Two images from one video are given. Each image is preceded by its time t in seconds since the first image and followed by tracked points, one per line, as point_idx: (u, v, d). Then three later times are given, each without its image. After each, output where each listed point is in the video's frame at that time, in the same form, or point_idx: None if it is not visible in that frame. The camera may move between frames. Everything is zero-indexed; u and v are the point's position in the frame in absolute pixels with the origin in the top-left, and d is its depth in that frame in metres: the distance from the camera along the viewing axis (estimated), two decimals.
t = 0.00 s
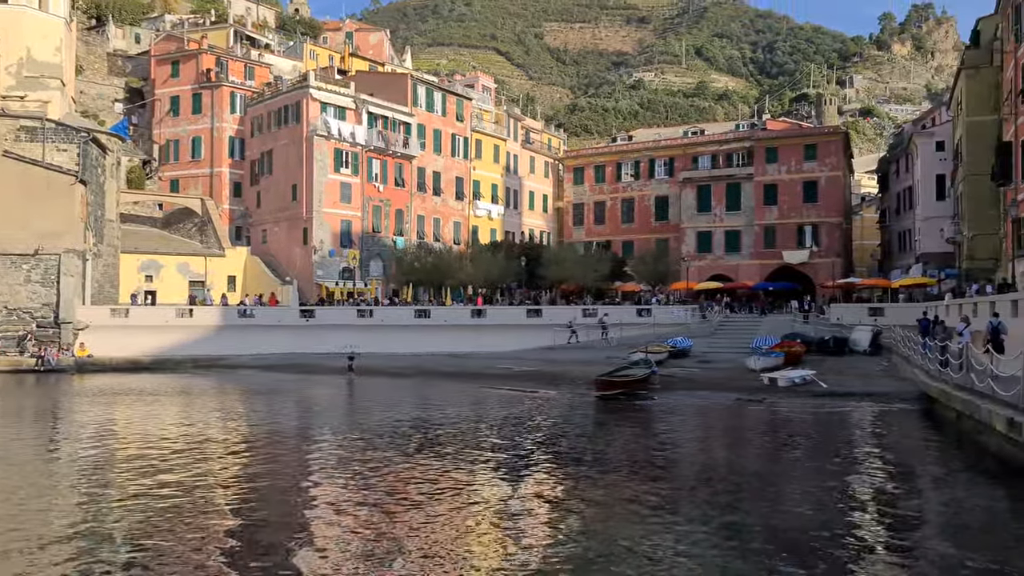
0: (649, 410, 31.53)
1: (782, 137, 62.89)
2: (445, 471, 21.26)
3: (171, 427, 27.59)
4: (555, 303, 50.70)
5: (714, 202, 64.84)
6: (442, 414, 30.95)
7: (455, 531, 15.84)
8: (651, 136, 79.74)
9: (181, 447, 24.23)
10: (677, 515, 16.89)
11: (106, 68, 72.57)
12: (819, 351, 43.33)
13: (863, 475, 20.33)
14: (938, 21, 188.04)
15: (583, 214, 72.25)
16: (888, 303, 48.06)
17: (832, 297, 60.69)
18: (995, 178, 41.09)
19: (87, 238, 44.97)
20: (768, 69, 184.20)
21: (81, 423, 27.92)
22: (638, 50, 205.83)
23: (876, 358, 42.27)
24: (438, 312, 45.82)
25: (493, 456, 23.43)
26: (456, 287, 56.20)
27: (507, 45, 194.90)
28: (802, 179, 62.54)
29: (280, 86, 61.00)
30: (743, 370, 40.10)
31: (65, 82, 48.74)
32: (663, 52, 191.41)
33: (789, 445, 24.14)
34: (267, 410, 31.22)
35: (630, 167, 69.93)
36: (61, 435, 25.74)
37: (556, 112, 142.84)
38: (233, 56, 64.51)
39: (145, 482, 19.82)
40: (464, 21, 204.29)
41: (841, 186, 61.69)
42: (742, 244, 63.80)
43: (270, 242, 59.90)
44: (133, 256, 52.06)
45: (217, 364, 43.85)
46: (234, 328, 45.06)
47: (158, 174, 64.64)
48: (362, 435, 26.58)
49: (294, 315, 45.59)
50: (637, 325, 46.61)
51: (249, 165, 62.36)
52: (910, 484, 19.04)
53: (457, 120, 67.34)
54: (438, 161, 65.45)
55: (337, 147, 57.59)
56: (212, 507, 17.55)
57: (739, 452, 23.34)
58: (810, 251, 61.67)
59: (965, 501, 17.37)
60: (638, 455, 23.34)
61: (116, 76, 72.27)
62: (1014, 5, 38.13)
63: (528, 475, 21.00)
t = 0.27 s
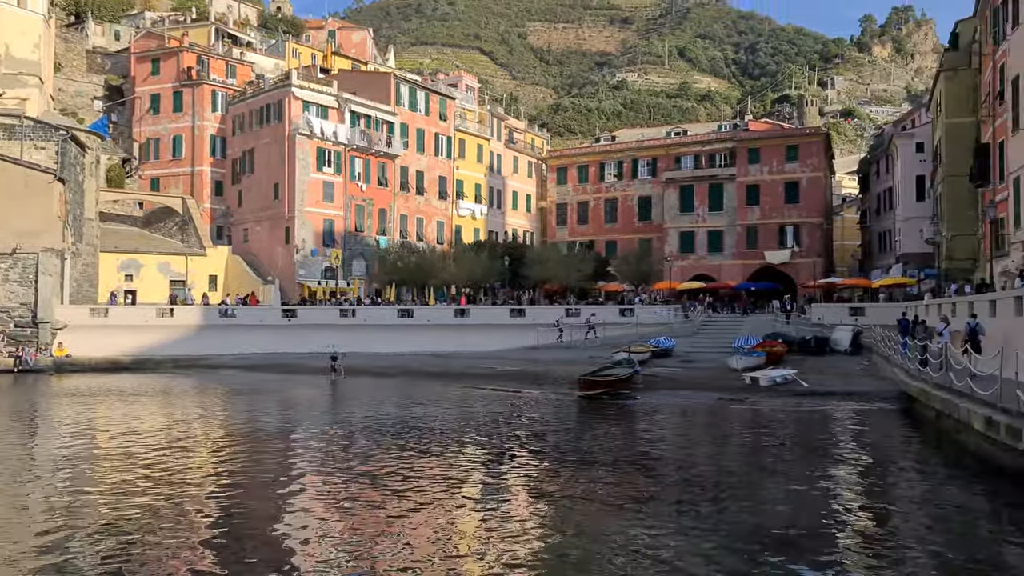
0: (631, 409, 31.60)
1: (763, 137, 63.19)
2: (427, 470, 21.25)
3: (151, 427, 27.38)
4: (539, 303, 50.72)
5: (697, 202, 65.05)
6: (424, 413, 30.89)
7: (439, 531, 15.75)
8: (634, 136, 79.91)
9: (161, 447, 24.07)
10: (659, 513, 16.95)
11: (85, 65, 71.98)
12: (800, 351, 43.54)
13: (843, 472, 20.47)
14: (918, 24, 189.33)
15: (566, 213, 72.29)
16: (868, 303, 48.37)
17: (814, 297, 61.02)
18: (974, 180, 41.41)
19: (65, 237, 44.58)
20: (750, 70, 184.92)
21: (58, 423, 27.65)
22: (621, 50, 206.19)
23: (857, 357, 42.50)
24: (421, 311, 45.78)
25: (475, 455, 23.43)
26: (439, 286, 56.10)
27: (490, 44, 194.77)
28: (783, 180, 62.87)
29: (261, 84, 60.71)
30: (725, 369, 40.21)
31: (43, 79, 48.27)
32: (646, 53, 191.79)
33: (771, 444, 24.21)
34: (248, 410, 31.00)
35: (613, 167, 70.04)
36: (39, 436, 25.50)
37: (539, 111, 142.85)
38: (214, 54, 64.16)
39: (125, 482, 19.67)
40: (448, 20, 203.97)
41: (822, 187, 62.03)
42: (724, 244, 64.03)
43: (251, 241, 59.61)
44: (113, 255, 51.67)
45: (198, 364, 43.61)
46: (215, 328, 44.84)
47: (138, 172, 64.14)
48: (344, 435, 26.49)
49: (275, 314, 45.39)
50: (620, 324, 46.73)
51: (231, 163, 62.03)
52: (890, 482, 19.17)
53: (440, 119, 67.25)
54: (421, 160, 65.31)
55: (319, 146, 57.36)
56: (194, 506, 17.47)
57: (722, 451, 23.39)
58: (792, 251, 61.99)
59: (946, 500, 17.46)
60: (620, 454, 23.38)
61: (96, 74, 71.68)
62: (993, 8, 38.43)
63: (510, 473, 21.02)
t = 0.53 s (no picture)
0: (614, 409, 31.64)
1: (745, 138, 63.49)
2: (410, 471, 21.20)
3: (130, 428, 27.18)
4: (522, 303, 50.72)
5: (680, 203, 65.25)
6: (407, 414, 30.82)
7: (419, 531, 15.71)
8: (617, 137, 80.08)
9: (141, 448, 23.91)
10: (641, 513, 16.96)
11: (65, 63, 71.38)
12: (782, 351, 43.72)
13: (825, 472, 20.55)
14: (898, 26, 190.56)
15: (550, 214, 72.31)
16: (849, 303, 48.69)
17: (795, 297, 61.34)
18: (952, 181, 41.74)
19: (42, 237, 44.10)
20: (733, 71, 185.63)
21: (36, 425, 27.39)
22: (605, 51, 206.51)
23: (837, 357, 42.75)
24: (404, 311, 45.72)
25: (458, 455, 23.41)
26: (423, 286, 55.97)
27: (474, 44, 194.64)
28: (765, 181, 63.17)
29: (243, 83, 60.40)
30: (707, 369, 40.37)
31: (21, 76, 47.78)
32: (629, 53, 192.14)
33: (752, 444, 24.31)
34: (229, 411, 30.85)
35: (596, 167, 70.12)
36: (17, 437, 25.26)
37: (523, 112, 142.88)
38: (195, 52, 63.78)
39: (104, 484, 19.52)
40: (431, 20, 203.66)
41: (803, 188, 62.39)
42: (707, 245, 64.28)
43: (233, 241, 59.30)
44: (92, 255, 51.26)
45: (179, 364, 43.37)
46: (196, 328, 44.59)
47: (118, 171, 63.64)
48: (326, 435, 26.39)
49: (257, 315, 45.24)
50: (603, 325, 46.85)
51: (212, 163, 61.69)
52: (870, 482, 19.27)
53: (423, 119, 67.15)
54: (404, 160, 65.16)
55: (302, 145, 57.17)
56: (175, 508, 17.37)
57: (704, 451, 23.45)
58: (774, 252, 62.31)
59: (924, 498, 17.56)
60: (603, 454, 23.39)
61: (75, 71, 71.09)
62: (972, 11, 38.74)
63: (493, 474, 21.01)
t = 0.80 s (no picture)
0: (597, 409, 31.66)
1: (728, 139, 63.74)
2: (392, 471, 21.15)
3: (110, 429, 26.96)
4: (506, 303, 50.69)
5: (663, 203, 65.42)
6: (390, 414, 30.73)
7: (403, 531, 15.69)
8: (601, 137, 80.20)
9: (121, 449, 23.73)
10: (624, 512, 16.98)
11: (44, 60, 70.76)
12: (764, 351, 43.88)
13: (807, 471, 20.63)
14: (879, 28, 191.74)
15: (533, 214, 72.29)
16: (830, 304, 48.96)
17: (777, 297, 61.63)
18: (932, 183, 42.05)
19: (20, 236, 43.58)
20: (716, 72, 186.26)
21: (15, 426, 27.13)
22: (588, 51, 206.74)
23: (819, 357, 42.98)
24: (387, 311, 45.64)
25: (440, 455, 23.39)
26: (406, 286, 55.82)
27: (458, 44, 194.43)
28: (747, 182, 63.42)
29: (225, 81, 60.07)
30: (690, 369, 40.48)
31: None
32: (613, 53, 192.40)
33: (734, 443, 24.39)
34: (210, 411, 30.66)
35: (580, 168, 70.19)
36: None
37: (507, 111, 142.85)
38: (176, 50, 63.37)
39: (83, 485, 19.36)
40: (414, 19, 203.28)
41: (785, 189, 62.69)
42: (690, 245, 64.48)
43: (214, 240, 58.96)
44: (71, 254, 50.79)
45: (160, 364, 43.12)
46: (178, 328, 44.34)
47: (98, 170, 63.10)
48: (308, 435, 26.27)
49: (238, 314, 45.04)
50: (586, 325, 46.95)
51: (194, 161, 61.33)
52: (852, 481, 19.37)
53: (406, 118, 67.02)
54: (387, 159, 64.99)
55: (284, 144, 56.93)
56: (155, 509, 17.25)
57: (686, 450, 23.50)
58: (756, 252, 62.57)
59: (903, 496, 17.68)
60: (586, 454, 23.39)
61: (55, 69, 70.47)
62: (951, 13, 39.02)
63: (475, 473, 21.00)
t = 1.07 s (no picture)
0: (581, 409, 31.68)
1: (711, 140, 63.97)
2: (376, 471, 21.10)
3: (91, 430, 26.74)
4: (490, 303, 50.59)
5: (647, 203, 65.56)
6: (373, 414, 30.64)
7: (386, 531, 15.66)
8: (585, 137, 80.27)
9: (102, 450, 23.54)
10: (609, 511, 17.00)
11: (24, 58, 70.10)
12: (747, 351, 44.03)
13: (789, 470, 20.71)
14: (861, 31, 192.94)
15: (517, 214, 72.29)
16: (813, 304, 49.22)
17: (760, 297, 61.92)
18: (912, 184, 42.39)
19: None
20: (699, 73, 186.94)
21: None
22: (573, 52, 206.92)
23: (801, 357, 43.20)
24: (371, 311, 45.50)
25: (424, 455, 23.32)
26: (390, 285, 55.68)
27: (442, 44, 194.16)
28: (731, 182, 63.67)
29: (207, 80, 59.70)
30: (673, 369, 40.59)
31: None
32: (597, 54, 192.62)
33: (717, 442, 24.48)
34: (193, 412, 30.48)
35: (564, 168, 70.24)
36: None
37: (491, 111, 142.78)
38: (158, 48, 62.96)
39: (62, 487, 19.18)
40: (399, 18, 202.82)
41: (768, 189, 62.99)
42: (674, 245, 64.67)
43: (196, 240, 58.62)
44: (51, 253, 50.12)
45: (141, 365, 42.82)
46: (159, 328, 44.02)
47: (77, 168, 62.55)
48: (291, 436, 26.14)
49: (221, 314, 44.85)
50: (570, 325, 47.03)
51: (175, 160, 60.96)
52: (833, 480, 19.47)
53: (390, 118, 66.88)
54: (371, 159, 64.82)
55: (267, 143, 56.70)
56: (137, 510, 17.13)
57: (669, 450, 23.57)
58: (739, 253, 62.85)
59: (883, 495, 17.80)
60: (569, 454, 23.39)
61: (34, 66, 69.84)
62: (931, 16, 39.34)
63: (459, 473, 20.99)
